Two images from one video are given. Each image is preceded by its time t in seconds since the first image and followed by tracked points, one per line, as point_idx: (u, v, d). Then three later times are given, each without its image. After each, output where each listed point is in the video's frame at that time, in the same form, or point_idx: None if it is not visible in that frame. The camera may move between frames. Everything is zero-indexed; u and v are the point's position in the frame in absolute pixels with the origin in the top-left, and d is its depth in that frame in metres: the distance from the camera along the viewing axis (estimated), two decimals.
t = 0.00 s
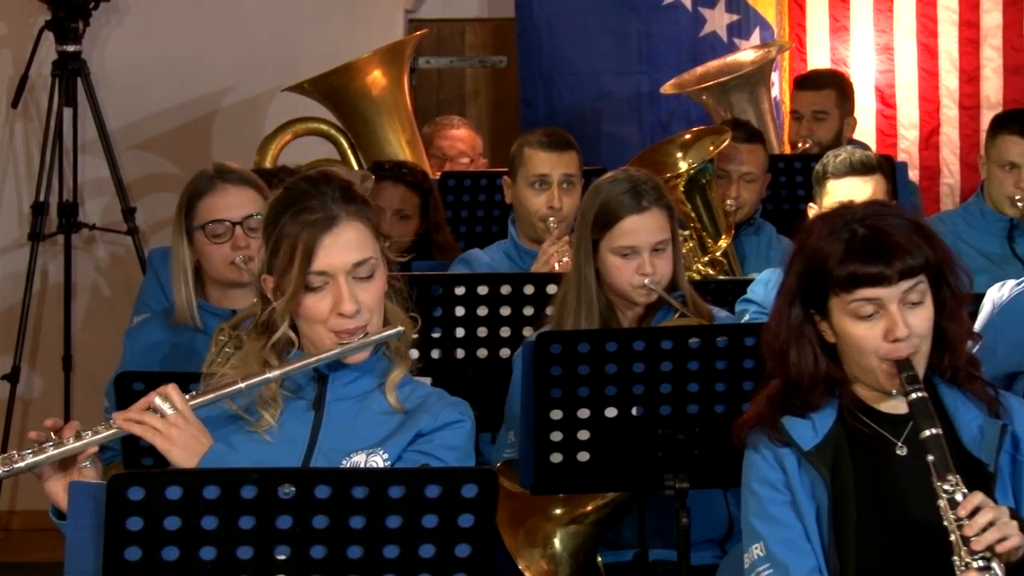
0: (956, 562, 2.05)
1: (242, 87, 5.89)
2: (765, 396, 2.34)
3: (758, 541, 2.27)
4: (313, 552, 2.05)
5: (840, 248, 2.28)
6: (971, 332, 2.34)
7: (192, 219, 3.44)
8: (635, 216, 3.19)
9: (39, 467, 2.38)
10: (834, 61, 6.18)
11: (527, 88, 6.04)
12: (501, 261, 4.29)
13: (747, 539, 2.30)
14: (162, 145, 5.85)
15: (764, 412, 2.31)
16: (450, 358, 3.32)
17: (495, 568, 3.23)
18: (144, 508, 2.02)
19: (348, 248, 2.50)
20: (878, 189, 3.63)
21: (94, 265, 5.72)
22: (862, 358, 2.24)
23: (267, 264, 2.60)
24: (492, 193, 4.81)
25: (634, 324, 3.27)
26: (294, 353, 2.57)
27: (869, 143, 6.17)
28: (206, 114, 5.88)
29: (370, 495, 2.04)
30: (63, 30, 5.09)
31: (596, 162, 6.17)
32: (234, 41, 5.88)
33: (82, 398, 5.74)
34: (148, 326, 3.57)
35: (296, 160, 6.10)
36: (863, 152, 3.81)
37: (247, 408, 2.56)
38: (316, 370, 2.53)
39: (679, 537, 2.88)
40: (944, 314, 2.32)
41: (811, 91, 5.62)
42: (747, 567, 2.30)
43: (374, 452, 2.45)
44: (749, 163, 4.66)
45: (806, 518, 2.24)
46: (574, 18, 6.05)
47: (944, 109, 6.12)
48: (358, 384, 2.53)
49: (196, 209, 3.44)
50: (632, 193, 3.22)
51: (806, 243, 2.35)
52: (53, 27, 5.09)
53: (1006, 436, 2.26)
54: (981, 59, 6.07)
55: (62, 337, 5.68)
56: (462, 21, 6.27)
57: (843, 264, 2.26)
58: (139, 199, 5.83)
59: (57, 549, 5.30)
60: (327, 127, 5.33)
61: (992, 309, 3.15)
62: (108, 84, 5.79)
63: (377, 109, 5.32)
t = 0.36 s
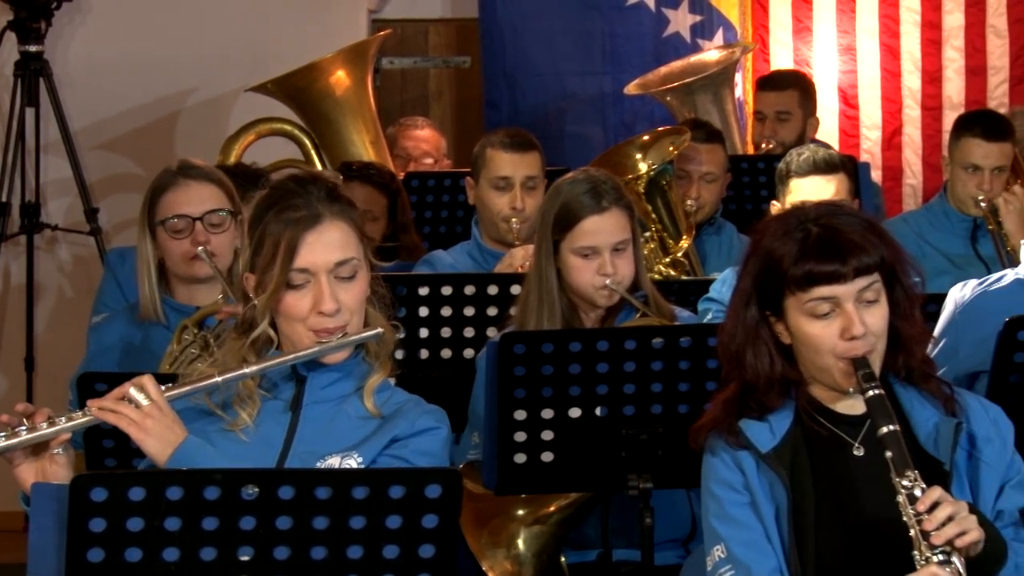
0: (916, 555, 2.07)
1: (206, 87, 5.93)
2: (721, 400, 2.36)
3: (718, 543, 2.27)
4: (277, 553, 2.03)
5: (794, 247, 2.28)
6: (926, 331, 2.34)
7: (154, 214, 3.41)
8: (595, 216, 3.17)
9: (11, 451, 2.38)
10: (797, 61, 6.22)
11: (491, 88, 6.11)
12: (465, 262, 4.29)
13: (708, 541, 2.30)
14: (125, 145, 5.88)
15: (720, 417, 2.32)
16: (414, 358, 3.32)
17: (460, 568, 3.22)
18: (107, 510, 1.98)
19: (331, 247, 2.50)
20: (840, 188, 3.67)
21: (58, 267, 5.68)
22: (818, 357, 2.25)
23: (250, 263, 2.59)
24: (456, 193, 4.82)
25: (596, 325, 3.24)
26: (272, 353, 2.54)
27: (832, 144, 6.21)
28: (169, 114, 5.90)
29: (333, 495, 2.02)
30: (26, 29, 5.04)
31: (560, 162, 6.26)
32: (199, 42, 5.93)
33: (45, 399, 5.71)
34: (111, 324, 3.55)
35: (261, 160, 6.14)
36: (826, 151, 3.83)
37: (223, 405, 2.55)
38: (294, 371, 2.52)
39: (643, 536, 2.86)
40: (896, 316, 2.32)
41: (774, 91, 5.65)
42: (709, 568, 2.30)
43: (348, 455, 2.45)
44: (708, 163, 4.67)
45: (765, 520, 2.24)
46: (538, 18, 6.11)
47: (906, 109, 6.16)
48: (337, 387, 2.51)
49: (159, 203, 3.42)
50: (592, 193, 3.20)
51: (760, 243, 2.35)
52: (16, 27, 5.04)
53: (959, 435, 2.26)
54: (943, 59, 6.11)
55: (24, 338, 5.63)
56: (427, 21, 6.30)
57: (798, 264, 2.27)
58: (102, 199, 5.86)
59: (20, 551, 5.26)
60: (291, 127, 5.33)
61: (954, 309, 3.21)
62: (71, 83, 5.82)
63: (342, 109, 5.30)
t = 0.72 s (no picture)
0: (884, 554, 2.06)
1: (164, 87, 6.15)
2: (687, 396, 2.35)
3: (682, 535, 2.25)
4: (237, 554, 1.99)
5: (772, 238, 2.29)
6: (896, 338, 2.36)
7: (115, 212, 3.38)
8: (557, 217, 3.18)
9: None
10: (757, 62, 6.25)
11: (452, 89, 6.16)
12: (427, 264, 4.29)
13: (672, 533, 2.28)
14: (83, 145, 6.09)
15: (686, 411, 2.31)
16: (375, 359, 3.31)
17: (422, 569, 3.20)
18: (67, 511, 1.94)
19: (296, 254, 2.48)
20: (807, 181, 3.72)
21: (15, 268, 5.89)
22: (795, 348, 2.24)
23: (215, 266, 2.58)
24: (417, 194, 4.82)
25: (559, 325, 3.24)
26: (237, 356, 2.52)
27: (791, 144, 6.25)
28: (130, 114, 6.12)
29: (294, 496, 1.98)
30: None
31: (519, 163, 6.29)
32: (160, 42, 6.14)
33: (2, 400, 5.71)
34: (73, 325, 3.51)
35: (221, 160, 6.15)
36: (792, 143, 3.83)
37: (187, 407, 2.54)
38: (258, 372, 2.50)
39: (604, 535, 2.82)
40: (871, 321, 2.34)
41: (734, 92, 5.68)
42: (671, 560, 2.28)
43: (313, 457, 2.44)
44: (665, 163, 4.69)
45: (730, 512, 2.23)
46: (499, 18, 6.15)
47: (866, 110, 6.22)
48: (300, 390, 2.50)
49: (119, 202, 3.39)
50: (555, 194, 3.20)
51: (739, 237, 2.36)
52: None
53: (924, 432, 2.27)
54: (903, 60, 6.15)
55: None
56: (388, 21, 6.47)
57: (778, 252, 2.27)
58: (61, 199, 6.08)
59: None
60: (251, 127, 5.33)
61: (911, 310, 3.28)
62: (29, 83, 6.03)
63: (302, 110, 5.28)
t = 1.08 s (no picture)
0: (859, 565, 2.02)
1: (121, 88, 6.11)
2: (681, 377, 2.31)
3: (656, 520, 2.23)
4: (194, 555, 1.97)
5: (786, 238, 2.21)
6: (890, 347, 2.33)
7: (74, 216, 3.33)
8: (520, 217, 3.18)
9: None
10: (714, 62, 6.30)
11: (409, 89, 6.13)
12: (384, 265, 4.28)
13: (646, 517, 2.26)
14: (41, 146, 6.07)
15: (677, 394, 2.27)
16: (332, 360, 3.29)
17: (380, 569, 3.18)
18: (23, 512, 1.92)
19: (245, 248, 2.47)
20: (773, 184, 3.74)
21: None
22: (791, 349, 2.19)
23: (164, 262, 2.55)
24: (374, 195, 4.81)
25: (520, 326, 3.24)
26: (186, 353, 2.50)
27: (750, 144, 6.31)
28: (85, 114, 6.08)
29: (251, 497, 1.97)
30: None
31: (477, 164, 6.29)
32: (117, 43, 6.11)
33: None
34: (30, 325, 3.49)
35: (178, 162, 6.11)
36: (760, 141, 3.84)
37: (137, 407, 2.51)
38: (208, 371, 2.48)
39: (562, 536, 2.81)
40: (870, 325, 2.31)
41: (693, 92, 5.71)
42: (642, 544, 2.26)
43: (264, 456, 2.43)
44: (622, 164, 4.70)
45: (707, 503, 2.20)
46: (457, 19, 6.15)
47: (822, 111, 6.25)
48: (252, 388, 2.49)
49: (78, 206, 3.33)
50: (517, 194, 3.20)
51: (751, 227, 2.28)
52: None
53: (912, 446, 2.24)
54: (859, 61, 6.20)
55: None
56: (343, 22, 6.45)
57: (789, 254, 2.19)
58: (18, 201, 6.08)
59: None
60: (206, 129, 5.29)
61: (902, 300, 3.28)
62: None
63: (258, 110, 5.26)
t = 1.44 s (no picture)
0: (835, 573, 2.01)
1: (78, 88, 6.07)
2: (675, 367, 2.28)
3: (634, 507, 2.21)
4: (152, 557, 1.96)
5: (794, 243, 2.16)
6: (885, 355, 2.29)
7: (30, 218, 3.30)
8: (478, 219, 3.18)
9: None
10: (672, 63, 6.31)
11: (367, 88, 6.12)
12: (342, 265, 4.26)
13: (624, 503, 2.24)
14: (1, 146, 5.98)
15: (670, 383, 2.25)
16: (291, 361, 3.29)
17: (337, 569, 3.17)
18: None
19: (191, 256, 2.45)
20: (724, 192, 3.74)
21: None
22: (786, 352, 2.15)
23: (111, 267, 2.53)
24: (333, 195, 4.80)
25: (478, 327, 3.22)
26: (134, 359, 2.49)
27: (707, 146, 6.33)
28: (42, 115, 6.03)
29: (209, 499, 1.95)
30: None
31: (436, 164, 6.28)
32: (73, 41, 6.05)
33: None
34: None
35: (135, 163, 6.07)
36: (712, 145, 3.85)
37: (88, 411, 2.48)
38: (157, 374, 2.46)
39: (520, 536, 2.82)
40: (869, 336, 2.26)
41: (650, 93, 5.72)
42: (617, 529, 2.24)
43: (215, 458, 2.43)
44: (581, 165, 4.70)
45: (688, 497, 2.19)
46: (415, 19, 6.16)
47: (779, 112, 6.28)
48: (200, 390, 2.47)
49: (35, 208, 3.30)
50: (475, 196, 3.20)
51: (759, 227, 2.23)
52: None
53: (895, 457, 2.23)
54: (816, 62, 6.23)
55: None
56: (302, 22, 6.45)
57: (796, 259, 2.14)
58: None
59: None
60: (165, 130, 5.28)
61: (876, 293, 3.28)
62: None
63: (216, 110, 5.23)
